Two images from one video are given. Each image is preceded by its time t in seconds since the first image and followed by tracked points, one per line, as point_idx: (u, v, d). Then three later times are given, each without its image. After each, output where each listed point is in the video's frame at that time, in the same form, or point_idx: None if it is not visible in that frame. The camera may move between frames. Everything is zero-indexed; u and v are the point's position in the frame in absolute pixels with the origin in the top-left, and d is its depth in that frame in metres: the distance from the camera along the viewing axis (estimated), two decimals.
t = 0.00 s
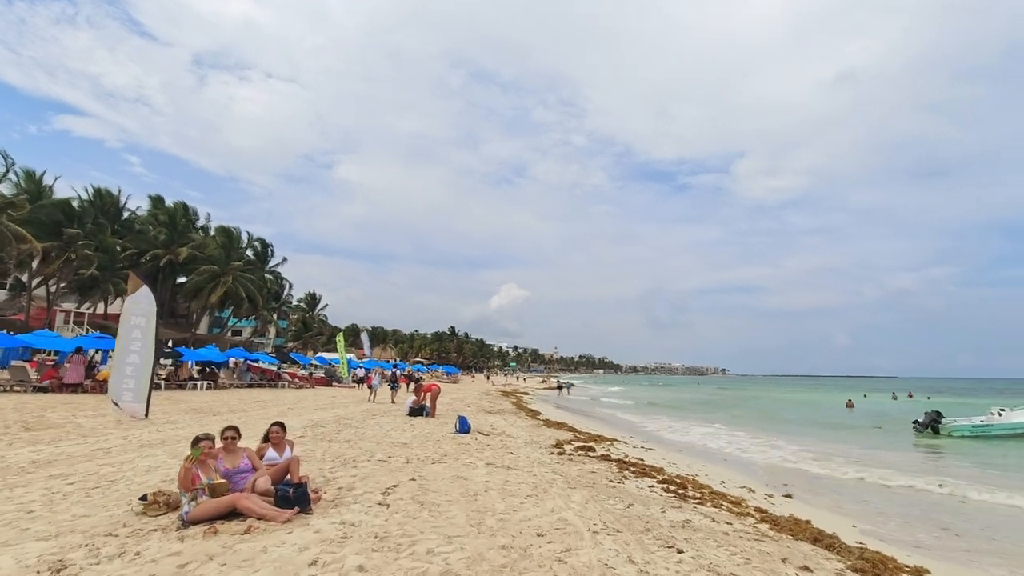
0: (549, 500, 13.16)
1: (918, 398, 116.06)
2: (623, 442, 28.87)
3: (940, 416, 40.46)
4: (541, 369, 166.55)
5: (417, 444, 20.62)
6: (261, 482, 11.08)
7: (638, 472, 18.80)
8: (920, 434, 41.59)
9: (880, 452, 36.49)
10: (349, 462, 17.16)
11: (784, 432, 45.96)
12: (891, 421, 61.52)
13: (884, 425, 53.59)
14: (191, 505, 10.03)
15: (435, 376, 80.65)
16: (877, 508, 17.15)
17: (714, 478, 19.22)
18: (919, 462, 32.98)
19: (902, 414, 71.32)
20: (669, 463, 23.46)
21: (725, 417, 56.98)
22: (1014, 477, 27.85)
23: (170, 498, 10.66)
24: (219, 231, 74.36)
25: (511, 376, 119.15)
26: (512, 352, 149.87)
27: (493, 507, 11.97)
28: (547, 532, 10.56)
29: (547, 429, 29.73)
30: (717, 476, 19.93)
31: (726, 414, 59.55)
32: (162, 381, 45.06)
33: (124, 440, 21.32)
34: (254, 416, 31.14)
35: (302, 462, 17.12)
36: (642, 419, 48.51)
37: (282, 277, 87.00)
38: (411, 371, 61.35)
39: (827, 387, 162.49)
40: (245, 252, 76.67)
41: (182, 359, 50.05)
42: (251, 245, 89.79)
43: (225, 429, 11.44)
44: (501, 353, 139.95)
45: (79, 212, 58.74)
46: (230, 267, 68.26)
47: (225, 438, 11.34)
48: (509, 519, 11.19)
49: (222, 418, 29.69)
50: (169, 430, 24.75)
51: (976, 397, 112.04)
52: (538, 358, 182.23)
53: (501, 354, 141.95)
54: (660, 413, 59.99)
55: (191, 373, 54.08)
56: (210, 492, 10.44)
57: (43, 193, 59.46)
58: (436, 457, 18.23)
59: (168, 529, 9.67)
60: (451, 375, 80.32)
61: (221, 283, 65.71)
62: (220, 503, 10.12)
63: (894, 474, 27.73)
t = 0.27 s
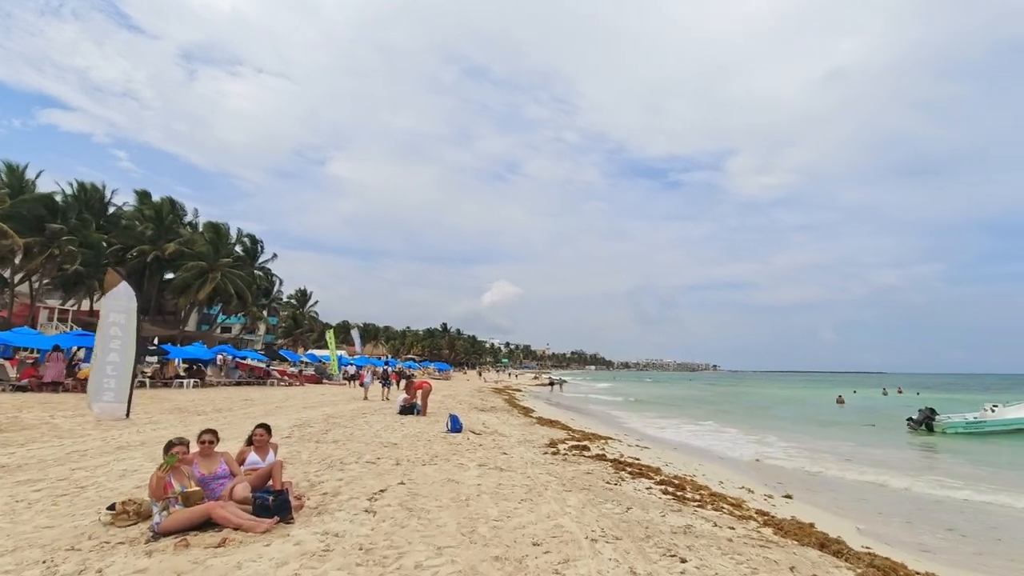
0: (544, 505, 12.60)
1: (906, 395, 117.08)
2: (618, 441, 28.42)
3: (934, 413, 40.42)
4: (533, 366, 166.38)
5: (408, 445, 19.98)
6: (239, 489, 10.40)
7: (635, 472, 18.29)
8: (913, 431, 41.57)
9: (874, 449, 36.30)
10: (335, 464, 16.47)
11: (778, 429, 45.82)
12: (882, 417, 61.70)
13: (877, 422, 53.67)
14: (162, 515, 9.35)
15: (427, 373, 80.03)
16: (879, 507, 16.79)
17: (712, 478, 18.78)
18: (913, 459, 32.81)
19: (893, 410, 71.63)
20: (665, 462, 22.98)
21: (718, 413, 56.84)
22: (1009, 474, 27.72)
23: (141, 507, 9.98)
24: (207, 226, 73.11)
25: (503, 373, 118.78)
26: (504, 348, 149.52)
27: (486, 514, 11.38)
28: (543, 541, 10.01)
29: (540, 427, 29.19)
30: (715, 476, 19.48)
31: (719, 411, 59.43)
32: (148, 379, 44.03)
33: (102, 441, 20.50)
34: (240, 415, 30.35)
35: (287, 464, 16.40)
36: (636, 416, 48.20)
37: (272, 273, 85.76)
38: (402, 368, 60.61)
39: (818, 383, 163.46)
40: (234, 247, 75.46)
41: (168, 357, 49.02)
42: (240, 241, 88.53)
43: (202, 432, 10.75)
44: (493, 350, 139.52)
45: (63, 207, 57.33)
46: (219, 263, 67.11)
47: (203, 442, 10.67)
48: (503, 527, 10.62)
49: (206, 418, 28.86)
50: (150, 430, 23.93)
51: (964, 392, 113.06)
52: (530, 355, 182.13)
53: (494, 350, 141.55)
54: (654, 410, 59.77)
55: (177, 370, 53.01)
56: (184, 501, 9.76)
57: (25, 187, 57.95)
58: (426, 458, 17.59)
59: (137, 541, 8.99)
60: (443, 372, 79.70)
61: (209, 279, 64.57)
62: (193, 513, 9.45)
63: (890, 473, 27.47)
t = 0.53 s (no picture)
0: (540, 507, 12.02)
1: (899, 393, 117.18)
2: (614, 439, 27.86)
3: (931, 410, 40.15)
4: (527, 363, 166.10)
5: (398, 444, 19.32)
6: (216, 492, 9.72)
7: (632, 472, 17.75)
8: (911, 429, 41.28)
9: (871, 446, 35.98)
10: (322, 464, 15.80)
11: (774, 426, 45.50)
12: (878, 414, 61.52)
13: (872, 418, 53.48)
14: (132, 521, 8.67)
15: (421, 370, 79.32)
16: (884, 506, 16.29)
17: (711, 478, 18.28)
18: (912, 457, 32.47)
19: (886, 407, 71.70)
20: (662, 460, 22.46)
21: (713, 411, 56.49)
22: (1009, 474, 27.42)
23: (111, 512, 9.34)
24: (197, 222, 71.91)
25: (497, 371, 118.22)
26: (498, 345, 149.14)
27: (479, 517, 10.78)
28: (538, 546, 9.46)
29: (535, 425, 28.61)
30: (714, 476, 18.98)
31: (713, 408, 59.10)
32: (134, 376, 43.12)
33: (80, 441, 19.70)
34: (227, 413, 29.58)
35: (271, 464, 15.72)
36: (631, 414, 47.83)
37: (264, 270, 84.69)
38: (395, 365, 59.86)
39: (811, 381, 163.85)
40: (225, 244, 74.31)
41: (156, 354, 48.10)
42: (231, 237, 87.33)
43: (177, 432, 10.06)
44: (487, 347, 139.09)
45: (49, 202, 56.09)
46: (210, 260, 66.00)
47: (177, 442, 9.98)
48: (496, 531, 10.06)
49: (192, 416, 28.08)
50: (132, 429, 23.15)
51: (957, 390, 113.40)
52: (524, 351, 182.18)
53: (487, 347, 141.18)
54: (649, 407, 59.42)
55: (165, 368, 52.07)
56: (157, 506, 9.08)
57: (10, 181, 56.65)
58: (417, 457, 16.96)
59: (103, 550, 8.33)
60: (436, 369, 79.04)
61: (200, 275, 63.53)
62: (166, 518, 8.79)
63: (890, 471, 27.08)
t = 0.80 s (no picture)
0: (539, 515, 11.39)
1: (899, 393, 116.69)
2: (615, 441, 27.27)
3: (937, 410, 39.59)
4: (526, 362, 165.58)
5: (393, 446, 18.67)
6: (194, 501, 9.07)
7: (635, 476, 17.15)
8: (915, 429, 40.71)
9: (876, 447, 35.43)
10: (313, 469, 15.13)
11: (777, 427, 44.94)
12: (880, 414, 60.94)
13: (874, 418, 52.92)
14: (100, 534, 8.02)
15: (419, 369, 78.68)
16: (896, 511, 15.71)
17: (716, 482, 17.67)
18: (917, 459, 31.94)
19: (888, 407, 71.21)
20: (665, 463, 21.84)
21: (714, 411, 55.92)
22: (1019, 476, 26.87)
23: (80, 523, 8.67)
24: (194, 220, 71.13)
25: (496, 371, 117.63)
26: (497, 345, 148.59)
27: (475, 527, 10.15)
28: (539, 559, 8.83)
29: (533, 426, 28.01)
30: (718, 480, 18.37)
31: (714, 408, 58.54)
32: (128, 376, 42.37)
33: (65, 444, 19.02)
34: (220, 414, 28.93)
35: (260, 469, 15.04)
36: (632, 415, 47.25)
37: (261, 269, 83.96)
38: (392, 364, 59.20)
39: (811, 381, 163.45)
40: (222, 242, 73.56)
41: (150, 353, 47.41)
42: (228, 236, 86.53)
43: (153, 437, 9.39)
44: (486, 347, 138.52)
45: (43, 200, 55.16)
46: (206, 259, 65.24)
47: (153, 448, 9.30)
48: (493, 543, 9.44)
49: (184, 417, 27.42)
50: (120, 431, 22.49)
51: (958, 389, 112.96)
52: (523, 351, 181.68)
53: (486, 347, 140.64)
54: (649, 407, 58.87)
55: (160, 367, 51.33)
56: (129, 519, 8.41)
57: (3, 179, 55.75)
58: (411, 461, 16.30)
59: (67, 566, 7.68)
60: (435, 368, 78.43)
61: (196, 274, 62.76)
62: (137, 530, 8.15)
63: (897, 473, 26.52)
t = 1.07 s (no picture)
0: (545, 521, 10.79)
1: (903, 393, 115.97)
2: (619, 442, 26.69)
3: (946, 410, 38.98)
4: (527, 362, 165.06)
5: (392, 447, 18.08)
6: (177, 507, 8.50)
7: (642, 478, 16.56)
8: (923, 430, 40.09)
9: (884, 447, 34.84)
10: (308, 471, 14.53)
11: (782, 427, 44.35)
12: (885, 414, 60.30)
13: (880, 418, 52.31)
14: (73, 543, 7.45)
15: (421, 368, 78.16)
16: (915, 514, 15.11)
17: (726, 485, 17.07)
18: (927, 460, 31.35)
19: (893, 407, 70.60)
20: (672, 464, 21.25)
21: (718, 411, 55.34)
22: None
23: (55, 530, 8.11)
24: (195, 219, 70.64)
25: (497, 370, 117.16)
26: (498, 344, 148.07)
27: (477, 535, 9.53)
28: (545, 569, 8.24)
29: (536, 426, 27.45)
30: (728, 482, 17.78)
31: (718, 408, 57.95)
32: (126, 375, 41.85)
33: (55, 444, 18.46)
34: (216, 413, 28.37)
35: (253, 470, 14.45)
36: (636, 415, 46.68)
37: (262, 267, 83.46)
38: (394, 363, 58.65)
39: (813, 380, 162.70)
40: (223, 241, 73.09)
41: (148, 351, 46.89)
42: (229, 234, 86.04)
43: (136, 438, 8.81)
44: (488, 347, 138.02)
45: (43, 198, 54.49)
46: (207, 257, 64.71)
47: (136, 450, 8.74)
48: (497, 552, 8.84)
49: (180, 416, 26.86)
50: (113, 430, 21.92)
51: (962, 389, 112.29)
52: (525, 351, 181.21)
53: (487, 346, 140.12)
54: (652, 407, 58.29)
55: (159, 366, 50.86)
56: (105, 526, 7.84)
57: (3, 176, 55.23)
58: (411, 463, 15.71)
59: None
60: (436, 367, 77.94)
61: (196, 273, 62.25)
62: (112, 539, 7.57)
63: (908, 475, 25.94)
